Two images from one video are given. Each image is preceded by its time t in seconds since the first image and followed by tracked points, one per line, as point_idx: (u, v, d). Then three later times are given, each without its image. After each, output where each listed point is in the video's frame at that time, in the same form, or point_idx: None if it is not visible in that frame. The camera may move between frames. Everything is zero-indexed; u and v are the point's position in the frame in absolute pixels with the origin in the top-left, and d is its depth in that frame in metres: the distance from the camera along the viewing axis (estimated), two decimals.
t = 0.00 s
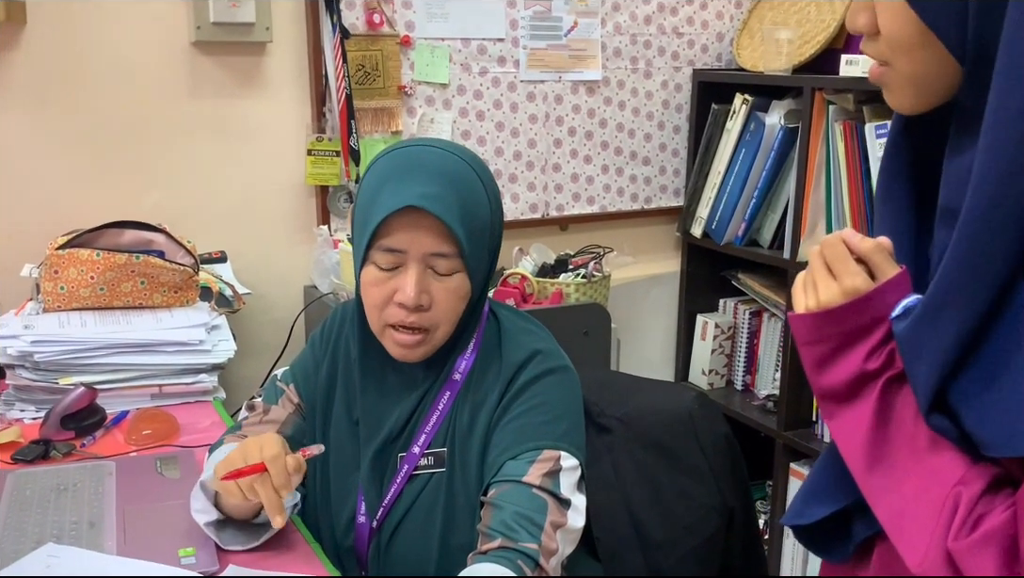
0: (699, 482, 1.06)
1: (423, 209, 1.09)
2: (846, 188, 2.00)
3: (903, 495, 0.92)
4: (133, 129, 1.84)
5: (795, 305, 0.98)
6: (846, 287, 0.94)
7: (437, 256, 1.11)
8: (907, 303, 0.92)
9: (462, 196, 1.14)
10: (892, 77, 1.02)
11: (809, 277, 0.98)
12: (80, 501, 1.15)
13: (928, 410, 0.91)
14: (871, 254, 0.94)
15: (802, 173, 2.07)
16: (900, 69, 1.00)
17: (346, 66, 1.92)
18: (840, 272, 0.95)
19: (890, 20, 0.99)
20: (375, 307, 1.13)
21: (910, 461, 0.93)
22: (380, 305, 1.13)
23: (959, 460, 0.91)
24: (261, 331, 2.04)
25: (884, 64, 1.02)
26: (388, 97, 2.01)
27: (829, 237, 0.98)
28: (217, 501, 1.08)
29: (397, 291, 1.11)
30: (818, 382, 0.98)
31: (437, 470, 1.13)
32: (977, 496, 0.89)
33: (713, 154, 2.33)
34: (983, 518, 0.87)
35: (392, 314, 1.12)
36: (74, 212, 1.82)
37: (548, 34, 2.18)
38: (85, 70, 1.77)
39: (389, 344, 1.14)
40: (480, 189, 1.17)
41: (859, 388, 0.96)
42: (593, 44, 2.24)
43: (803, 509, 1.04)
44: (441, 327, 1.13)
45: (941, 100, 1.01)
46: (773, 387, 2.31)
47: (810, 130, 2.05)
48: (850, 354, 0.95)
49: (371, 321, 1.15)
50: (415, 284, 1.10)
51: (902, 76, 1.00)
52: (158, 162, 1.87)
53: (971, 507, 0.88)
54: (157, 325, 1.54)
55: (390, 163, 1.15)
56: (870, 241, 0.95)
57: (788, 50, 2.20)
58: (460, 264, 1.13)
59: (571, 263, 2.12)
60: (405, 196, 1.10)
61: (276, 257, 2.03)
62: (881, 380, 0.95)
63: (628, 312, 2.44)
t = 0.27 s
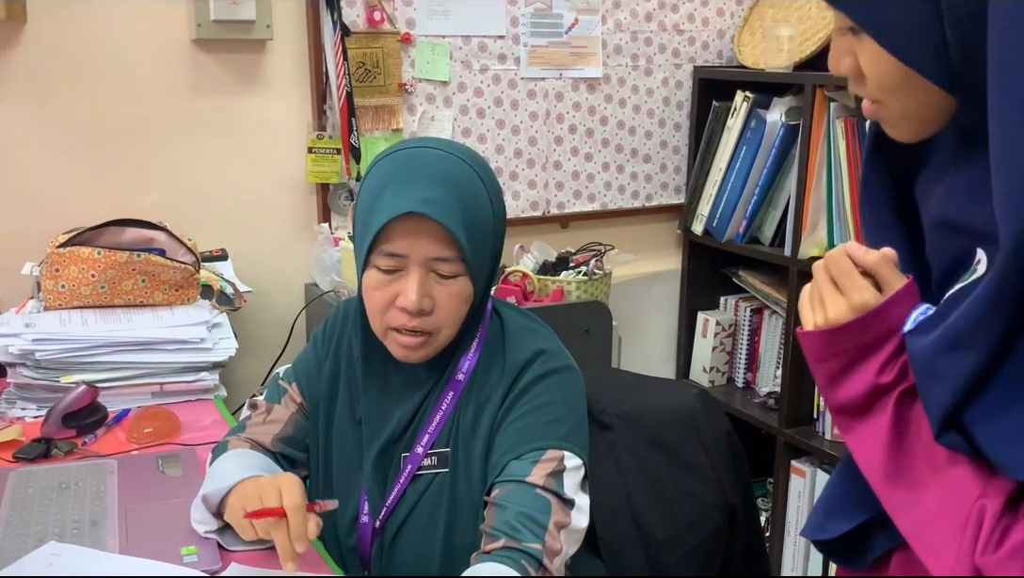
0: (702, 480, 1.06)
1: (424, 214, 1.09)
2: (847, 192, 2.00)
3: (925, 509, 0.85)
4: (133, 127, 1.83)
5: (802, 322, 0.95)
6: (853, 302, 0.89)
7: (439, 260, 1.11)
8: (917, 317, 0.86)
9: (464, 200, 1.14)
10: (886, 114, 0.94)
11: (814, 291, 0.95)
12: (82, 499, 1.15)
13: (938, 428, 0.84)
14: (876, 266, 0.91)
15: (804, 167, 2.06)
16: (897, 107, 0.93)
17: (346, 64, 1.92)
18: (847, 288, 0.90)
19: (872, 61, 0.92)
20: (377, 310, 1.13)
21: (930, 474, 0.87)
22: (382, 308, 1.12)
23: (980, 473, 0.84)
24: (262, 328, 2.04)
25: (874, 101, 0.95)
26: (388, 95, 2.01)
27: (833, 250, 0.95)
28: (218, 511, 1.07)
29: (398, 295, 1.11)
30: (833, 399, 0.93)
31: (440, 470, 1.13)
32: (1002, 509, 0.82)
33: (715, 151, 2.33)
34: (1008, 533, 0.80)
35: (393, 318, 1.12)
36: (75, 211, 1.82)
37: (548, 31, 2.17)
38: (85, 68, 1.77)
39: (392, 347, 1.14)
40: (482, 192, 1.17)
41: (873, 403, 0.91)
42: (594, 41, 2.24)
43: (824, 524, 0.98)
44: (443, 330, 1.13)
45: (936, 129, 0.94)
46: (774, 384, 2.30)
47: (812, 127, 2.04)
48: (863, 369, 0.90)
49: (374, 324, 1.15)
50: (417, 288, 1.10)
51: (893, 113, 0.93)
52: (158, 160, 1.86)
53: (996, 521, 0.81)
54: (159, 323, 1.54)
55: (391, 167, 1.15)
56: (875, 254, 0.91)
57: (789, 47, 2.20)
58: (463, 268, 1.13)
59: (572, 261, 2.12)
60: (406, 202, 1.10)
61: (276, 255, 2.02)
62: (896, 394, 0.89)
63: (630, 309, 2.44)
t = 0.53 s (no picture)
0: (703, 477, 1.06)
1: (425, 217, 1.09)
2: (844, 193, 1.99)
3: (934, 517, 0.85)
4: (135, 124, 1.83)
5: (804, 334, 0.94)
6: (855, 312, 0.89)
7: (441, 263, 1.11)
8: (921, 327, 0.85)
9: (465, 201, 1.14)
10: (877, 131, 0.93)
11: (815, 303, 0.94)
12: (85, 496, 1.15)
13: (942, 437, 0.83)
14: (876, 276, 0.90)
15: (806, 167, 2.07)
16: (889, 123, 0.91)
17: (348, 62, 1.92)
18: (848, 298, 0.90)
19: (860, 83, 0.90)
20: (379, 312, 1.13)
21: (938, 481, 0.87)
22: (384, 310, 1.12)
23: (988, 480, 0.84)
24: (263, 326, 2.04)
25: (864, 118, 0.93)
26: (390, 93, 2.01)
27: (832, 261, 0.95)
28: (221, 518, 1.07)
29: (400, 297, 1.11)
30: (839, 410, 0.92)
31: (442, 469, 1.13)
32: (1011, 515, 0.82)
33: (716, 150, 2.33)
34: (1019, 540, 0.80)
35: (396, 320, 1.12)
36: (77, 208, 1.82)
37: (550, 29, 2.17)
38: (87, 65, 1.77)
39: (394, 349, 1.14)
40: (484, 192, 1.17)
41: (879, 412, 0.90)
42: (596, 39, 2.24)
43: (835, 532, 0.98)
44: (446, 331, 1.13)
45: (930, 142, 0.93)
46: (775, 382, 2.31)
47: (813, 125, 2.05)
48: (867, 378, 0.89)
49: (376, 326, 1.15)
50: (419, 290, 1.10)
51: (885, 131, 0.92)
52: (160, 157, 1.87)
53: (1006, 528, 0.81)
54: (161, 321, 1.54)
55: (393, 168, 1.15)
56: (874, 263, 0.91)
57: (791, 46, 2.20)
58: (465, 269, 1.13)
59: (574, 259, 2.12)
60: (407, 204, 1.10)
61: (278, 252, 2.02)
62: (902, 400, 0.88)
63: (631, 307, 2.44)
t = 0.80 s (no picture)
0: (703, 477, 1.06)
1: (424, 211, 1.09)
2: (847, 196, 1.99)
3: (925, 512, 0.83)
4: (136, 124, 1.84)
5: (802, 328, 0.96)
6: (852, 306, 0.91)
7: (439, 258, 1.11)
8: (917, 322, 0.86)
9: (465, 196, 1.14)
10: (881, 124, 0.95)
11: (814, 297, 0.96)
12: (86, 495, 1.15)
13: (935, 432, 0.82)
14: (874, 272, 0.92)
15: (807, 168, 2.07)
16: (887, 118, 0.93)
17: (349, 62, 1.92)
18: (846, 293, 0.92)
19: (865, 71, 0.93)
20: (377, 306, 1.13)
21: (930, 477, 0.85)
22: (381, 304, 1.13)
23: (980, 477, 0.82)
24: (264, 326, 2.05)
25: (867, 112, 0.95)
26: (390, 93, 2.01)
27: (833, 256, 0.96)
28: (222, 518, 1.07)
29: (397, 291, 1.11)
30: (833, 404, 0.93)
31: (441, 468, 1.13)
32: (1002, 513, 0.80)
33: (717, 150, 2.33)
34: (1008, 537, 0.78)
35: (393, 314, 1.12)
36: (79, 207, 1.82)
37: (551, 30, 2.18)
38: (88, 65, 1.77)
39: (391, 343, 1.14)
40: (483, 189, 1.17)
41: (873, 407, 0.90)
42: (597, 40, 2.24)
43: (824, 527, 0.94)
44: (443, 327, 1.13)
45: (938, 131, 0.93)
46: (775, 383, 2.31)
47: (814, 125, 2.05)
48: (863, 373, 0.90)
49: (373, 320, 1.15)
50: (416, 284, 1.10)
51: (891, 122, 0.93)
52: (161, 157, 1.87)
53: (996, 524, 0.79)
54: (162, 321, 1.55)
55: (392, 163, 1.15)
56: (873, 259, 0.92)
57: (792, 47, 2.20)
58: (463, 265, 1.13)
59: (574, 259, 2.12)
60: (405, 197, 1.10)
61: (279, 252, 2.03)
62: (896, 398, 0.88)
63: (632, 308, 2.44)
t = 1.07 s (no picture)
0: (700, 478, 1.07)
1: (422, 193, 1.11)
2: (847, 195, 2.00)
3: (908, 508, 0.86)
4: (135, 127, 1.84)
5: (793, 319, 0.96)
6: (844, 299, 0.91)
7: (435, 244, 1.12)
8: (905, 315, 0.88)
9: (465, 185, 1.15)
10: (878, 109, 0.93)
11: (807, 289, 0.96)
12: (83, 498, 1.15)
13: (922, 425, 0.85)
14: (869, 266, 0.92)
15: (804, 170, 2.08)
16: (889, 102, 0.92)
17: (347, 65, 1.92)
18: (839, 285, 0.92)
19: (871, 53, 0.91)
20: (372, 290, 1.14)
21: (913, 473, 0.88)
22: (376, 288, 1.14)
23: (965, 472, 0.85)
24: (262, 328, 2.05)
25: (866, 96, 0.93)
26: (389, 96, 2.01)
27: (828, 248, 0.96)
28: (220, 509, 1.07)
29: (392, 275, 1.12)
30: (821, 396, 0.94)
31: (438, 469, 1.13)
32: (983, 509, 0.83)
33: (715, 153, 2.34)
34: (989, 531, 0.81)
35: (386, 298, 1.13)
36: (77, 210, 1.82)
37: (549, 33, 2.18)
38: (87, 68, 1.78)
39: (383, 330, 1.15)
40: (484, 182, 1.18)
41: (859, 400, 0.92)
42: (595, 42, 2.25)
43: (809, 519, 0.99)
44: (434, 317, 1.14)
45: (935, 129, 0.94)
46: (774, 385, 2.32)
47: (812, 127, 2.05)
48: (851, 368, 0.91)
49: (368, 306, 1.16)
50: (410, 269, 1.11)
51: (889, 107, 0.92)
52: (159, 160, 1.87)
53: (977, 520, 0.82)
54: (161, 323, 1.55)
55: (397, 151, 1.17)
56: (868, 253, 0.92)
57: (790, 50, 2.21)
58: (458, 254, 1.14)
59: (573, 262, 2.12)
60: (405, 179, 1.11)
61: (277, 255, 2.03)
62: (882, 393, 0.90)
63: (631, 310, 2.44)
